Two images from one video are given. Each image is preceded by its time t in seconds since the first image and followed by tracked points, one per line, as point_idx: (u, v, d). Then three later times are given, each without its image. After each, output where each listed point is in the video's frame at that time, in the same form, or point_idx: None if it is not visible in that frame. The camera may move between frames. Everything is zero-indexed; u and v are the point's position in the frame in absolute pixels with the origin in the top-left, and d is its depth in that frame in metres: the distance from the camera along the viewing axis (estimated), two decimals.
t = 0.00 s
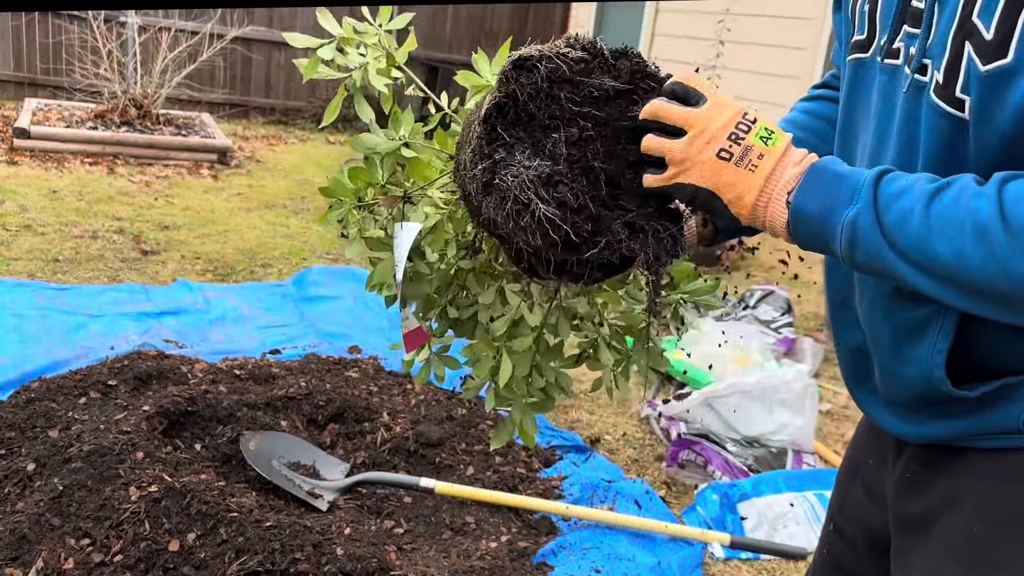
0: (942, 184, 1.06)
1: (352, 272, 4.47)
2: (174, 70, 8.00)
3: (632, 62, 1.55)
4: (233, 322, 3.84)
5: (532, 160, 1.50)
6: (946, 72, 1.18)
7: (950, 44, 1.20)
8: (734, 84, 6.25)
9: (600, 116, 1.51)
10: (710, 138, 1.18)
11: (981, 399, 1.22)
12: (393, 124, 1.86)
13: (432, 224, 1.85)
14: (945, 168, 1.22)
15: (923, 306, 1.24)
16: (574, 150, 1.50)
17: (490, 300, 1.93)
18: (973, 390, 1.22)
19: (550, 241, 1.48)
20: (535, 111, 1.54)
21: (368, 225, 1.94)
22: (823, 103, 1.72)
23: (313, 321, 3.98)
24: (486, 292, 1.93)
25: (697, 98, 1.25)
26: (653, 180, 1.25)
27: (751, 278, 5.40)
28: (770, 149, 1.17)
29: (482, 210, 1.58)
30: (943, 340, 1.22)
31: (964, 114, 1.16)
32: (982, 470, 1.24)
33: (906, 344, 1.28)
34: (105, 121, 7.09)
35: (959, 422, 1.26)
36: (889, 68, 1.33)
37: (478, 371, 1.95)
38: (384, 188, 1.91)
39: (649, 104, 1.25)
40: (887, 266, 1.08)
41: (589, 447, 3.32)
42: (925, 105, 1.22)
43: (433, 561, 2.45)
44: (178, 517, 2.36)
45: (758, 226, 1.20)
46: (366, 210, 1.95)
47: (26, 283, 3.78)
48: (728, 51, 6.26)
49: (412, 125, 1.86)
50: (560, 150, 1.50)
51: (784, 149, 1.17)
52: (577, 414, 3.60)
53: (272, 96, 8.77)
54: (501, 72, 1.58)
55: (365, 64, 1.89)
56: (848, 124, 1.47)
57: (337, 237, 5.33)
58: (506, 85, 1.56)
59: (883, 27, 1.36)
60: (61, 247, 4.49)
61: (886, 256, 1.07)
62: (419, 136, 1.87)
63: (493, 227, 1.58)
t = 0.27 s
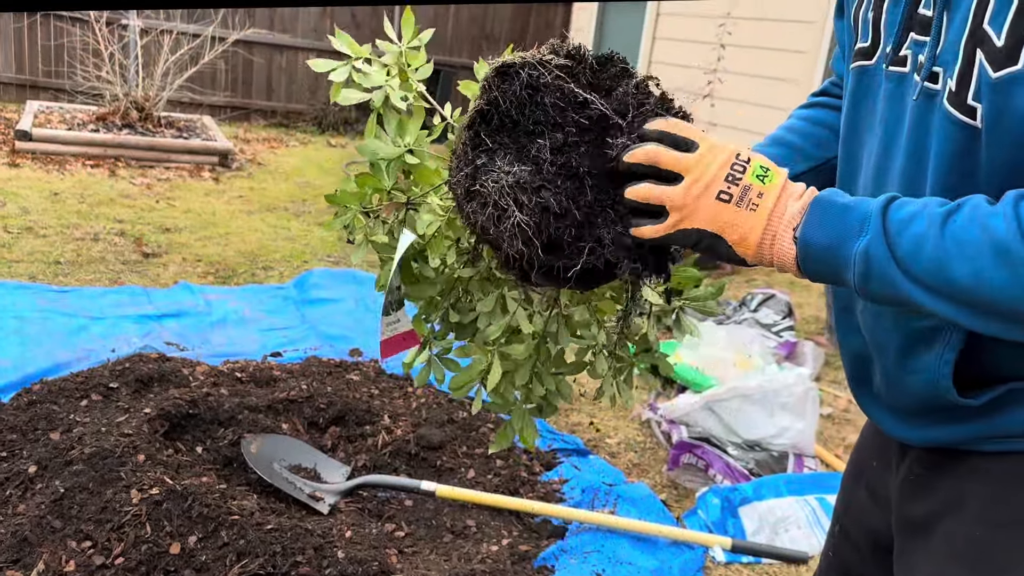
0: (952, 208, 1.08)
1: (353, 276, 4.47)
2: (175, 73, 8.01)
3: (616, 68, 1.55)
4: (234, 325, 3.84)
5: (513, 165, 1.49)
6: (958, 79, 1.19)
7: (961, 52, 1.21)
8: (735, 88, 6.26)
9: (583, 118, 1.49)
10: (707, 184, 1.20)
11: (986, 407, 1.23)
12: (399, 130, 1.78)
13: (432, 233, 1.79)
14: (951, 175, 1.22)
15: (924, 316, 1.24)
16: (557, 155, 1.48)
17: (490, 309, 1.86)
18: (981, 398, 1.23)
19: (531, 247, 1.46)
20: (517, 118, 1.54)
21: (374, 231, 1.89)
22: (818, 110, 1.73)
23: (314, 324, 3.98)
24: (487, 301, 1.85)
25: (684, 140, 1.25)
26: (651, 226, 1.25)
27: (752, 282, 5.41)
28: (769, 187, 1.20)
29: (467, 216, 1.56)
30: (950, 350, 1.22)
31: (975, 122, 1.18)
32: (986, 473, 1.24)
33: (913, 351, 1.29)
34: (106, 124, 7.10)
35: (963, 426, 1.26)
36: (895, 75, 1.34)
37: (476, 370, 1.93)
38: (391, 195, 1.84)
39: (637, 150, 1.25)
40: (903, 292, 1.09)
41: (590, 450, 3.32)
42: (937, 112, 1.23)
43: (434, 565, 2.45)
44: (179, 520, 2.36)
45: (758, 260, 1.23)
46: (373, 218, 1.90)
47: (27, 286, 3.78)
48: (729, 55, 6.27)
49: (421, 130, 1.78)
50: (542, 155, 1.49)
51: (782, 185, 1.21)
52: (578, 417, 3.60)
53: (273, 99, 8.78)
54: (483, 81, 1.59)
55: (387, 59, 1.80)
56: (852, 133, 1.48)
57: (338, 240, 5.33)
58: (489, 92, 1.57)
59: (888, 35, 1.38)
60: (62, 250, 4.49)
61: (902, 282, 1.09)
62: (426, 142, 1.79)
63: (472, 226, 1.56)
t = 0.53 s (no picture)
0: (969, 234, 1.06)
1: (354, 276, 4.47)
2: (177, 73, 8.01)
3: (618, 59, 1.55)
4: (235, 325, 3.83)
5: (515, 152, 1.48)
6: (961, 83, 1.20)
7: (964, 56, 1.22)
8: (737, 89, 6.26)
9: (586, 108, 1.51)
10: (720, 220, 1.18)
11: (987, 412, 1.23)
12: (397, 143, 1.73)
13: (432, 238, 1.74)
14: (954, 177, 1.22)
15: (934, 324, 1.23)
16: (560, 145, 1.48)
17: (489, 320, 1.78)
18: (988, 402, 1.22)
19: (533, 236, 1.45)
20: (518, 107, 1.52)
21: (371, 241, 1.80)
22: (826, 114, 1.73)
23: (316, 325, 3.98)
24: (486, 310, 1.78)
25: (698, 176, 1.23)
26: (664, 263, 1.21)
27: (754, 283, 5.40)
28: (781, 222, 1.18)
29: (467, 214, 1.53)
30: (955, 353, 1.22)
31: (977, 126, 1.18)
32: (993, 476, 1.25)
33: (919, 356, 1.28)
34: (107, 124, 7.10)
35: (969, 429, 1.26)
36: (897, 80, 1.34)
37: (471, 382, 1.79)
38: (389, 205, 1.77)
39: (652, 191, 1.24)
40: (925, 321, 1.07)
41: (591, 451, 3.31)
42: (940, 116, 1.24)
43: (435, 565, 2.44)
44: (180, 520, 2.35)
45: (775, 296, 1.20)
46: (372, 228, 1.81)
47: (29, 286, 3.78)
48: (731, 56, 6.28)
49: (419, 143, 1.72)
50: (546, 144, 1.48)
51: (795, 220, 1.19)
52: (580, 418, 3.60)
53: (275, 99, 8.78)
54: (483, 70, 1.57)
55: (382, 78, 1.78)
56: (851, 137, 1.48)
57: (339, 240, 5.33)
58: (489, 83, 1.54)
59: (890, 39, 1.39)
60: (64, 250, 4.49)
61: (923, 312, 1.06)
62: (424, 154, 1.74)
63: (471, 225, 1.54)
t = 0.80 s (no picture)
0: (911, 224, 1.08)
1: (353, 275, 4.48)
2: (177, 72, 8.01)
3: (604, 53, 1.55)
4: (234, 324, 3.83)
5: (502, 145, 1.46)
6: (956, 90, 1.21)
7: (960, 63, 1.22)
8: (736, 89, 6.27)
9: (574, 101, 1.52)
10: (633, 247, 1.21)
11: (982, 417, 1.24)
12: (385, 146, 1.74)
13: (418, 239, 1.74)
14: (950, 185, 1.23)
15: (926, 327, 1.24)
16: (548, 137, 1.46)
17: (479, 320, 1.76)
18: (983, 405, 1.23)
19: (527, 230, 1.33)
20: (505, 101, 1.52)
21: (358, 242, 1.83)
22: (817, 114, 1.74)
23: (314, 324, 3.98)
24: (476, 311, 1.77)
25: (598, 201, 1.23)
26: (599, 292, 1.28)
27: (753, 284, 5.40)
28: (694, 228, 1.20)
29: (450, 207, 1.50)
30: (948, 358, 1.22)
31: (967, 133, 1.19)
32: (990, 480, 1.25)
33: (910, 361, 1.29)
34: (107, 123, 7.10)
35: (962, 432, 1.27)
36: (894, 85, 1.35)
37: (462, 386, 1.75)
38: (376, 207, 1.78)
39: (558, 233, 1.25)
40: (870, 317, 1.10)
41: (590, 451, 3.31)
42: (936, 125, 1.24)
43: (434, 565, 2.44)
44: (178, 519, 2.36)
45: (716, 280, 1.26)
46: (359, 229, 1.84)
47: (28, 285, 3.78)
48: (731, 56, 6.28)
49: (407, 145, 1.73)
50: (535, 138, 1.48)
51: (707, 221, 1.20)
52: (578, 418, 3.60)
53: (275, 99, 8.78)
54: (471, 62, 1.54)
55: (355, 82, 1.76)
56: (847, 142, 1.50)
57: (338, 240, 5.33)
58: (476, 77, 1.52)
59: (887, 43, 1.39)
60: (63, 249, 4.49)
61: (867, 307, 1.09)
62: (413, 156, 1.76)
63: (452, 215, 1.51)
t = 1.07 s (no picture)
0: (853, 227, 1.09)
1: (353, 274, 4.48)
2: (175, 71, 8.01)
3: (617, 46, 1.53)
4: (233, 323, 3.83)
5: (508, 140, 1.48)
6: (936, 95, 1.21)
7: (944, 69, 1.22)
8: (735, 88, 6.27)
9: (586, 94, 1.52)
10: (579, 264, 1.23)
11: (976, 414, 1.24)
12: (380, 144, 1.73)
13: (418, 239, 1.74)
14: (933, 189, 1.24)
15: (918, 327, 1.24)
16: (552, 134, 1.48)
17: (477, 320, 1.81)
18: (977, 403, 1.24)
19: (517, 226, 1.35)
20: (516, 96, 1.52)
21: (353, 241, 1.83)
22: (817, 110, 1.75)
23: (313, 323, 3.98)
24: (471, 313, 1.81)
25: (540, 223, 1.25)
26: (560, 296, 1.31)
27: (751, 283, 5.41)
28: (635, 242, 1.21)
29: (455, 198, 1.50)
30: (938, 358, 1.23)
31: (946, 139, 1.19)
32: (984, 478, 1.25)
33: (905, 360, 1.29)
34: (106, 121, 7.09)
35: (955, 430, 1.27)
36: (888, 88, 1.36)
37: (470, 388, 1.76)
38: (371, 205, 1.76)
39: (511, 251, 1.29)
40: (812, 320, 1.11)
41: (589, 451, 3.31)
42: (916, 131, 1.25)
43: (432, 564, 2.44)
44: (177, 518, 2.35)
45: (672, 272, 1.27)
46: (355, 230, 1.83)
47: (27, 283, 3.78)
48: (730, 56, 6.28)
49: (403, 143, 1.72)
50: (544, 132, 1.50)
51: (646, 232, 1.21)
52: (577, 418, 3.60)
53: (274, 97, 8.78)
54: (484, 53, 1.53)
55: (355, 77, 1.76)
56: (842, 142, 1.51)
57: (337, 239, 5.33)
58: (489, 67, 1.52)
59: (882, 45, 1.40)
60: (61, 248, 4.48)
61: (809, 311, 1.11)
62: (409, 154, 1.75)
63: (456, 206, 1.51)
